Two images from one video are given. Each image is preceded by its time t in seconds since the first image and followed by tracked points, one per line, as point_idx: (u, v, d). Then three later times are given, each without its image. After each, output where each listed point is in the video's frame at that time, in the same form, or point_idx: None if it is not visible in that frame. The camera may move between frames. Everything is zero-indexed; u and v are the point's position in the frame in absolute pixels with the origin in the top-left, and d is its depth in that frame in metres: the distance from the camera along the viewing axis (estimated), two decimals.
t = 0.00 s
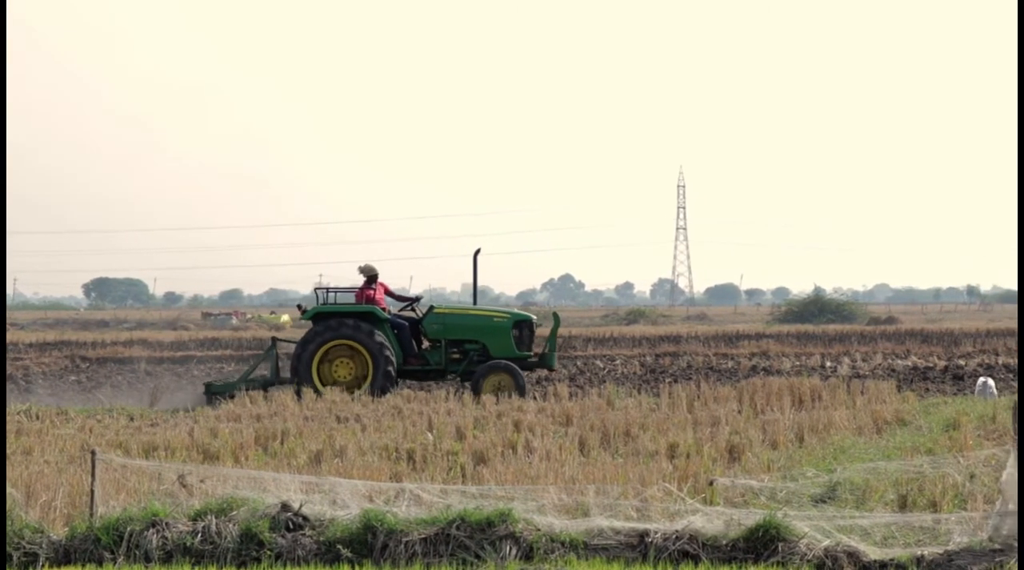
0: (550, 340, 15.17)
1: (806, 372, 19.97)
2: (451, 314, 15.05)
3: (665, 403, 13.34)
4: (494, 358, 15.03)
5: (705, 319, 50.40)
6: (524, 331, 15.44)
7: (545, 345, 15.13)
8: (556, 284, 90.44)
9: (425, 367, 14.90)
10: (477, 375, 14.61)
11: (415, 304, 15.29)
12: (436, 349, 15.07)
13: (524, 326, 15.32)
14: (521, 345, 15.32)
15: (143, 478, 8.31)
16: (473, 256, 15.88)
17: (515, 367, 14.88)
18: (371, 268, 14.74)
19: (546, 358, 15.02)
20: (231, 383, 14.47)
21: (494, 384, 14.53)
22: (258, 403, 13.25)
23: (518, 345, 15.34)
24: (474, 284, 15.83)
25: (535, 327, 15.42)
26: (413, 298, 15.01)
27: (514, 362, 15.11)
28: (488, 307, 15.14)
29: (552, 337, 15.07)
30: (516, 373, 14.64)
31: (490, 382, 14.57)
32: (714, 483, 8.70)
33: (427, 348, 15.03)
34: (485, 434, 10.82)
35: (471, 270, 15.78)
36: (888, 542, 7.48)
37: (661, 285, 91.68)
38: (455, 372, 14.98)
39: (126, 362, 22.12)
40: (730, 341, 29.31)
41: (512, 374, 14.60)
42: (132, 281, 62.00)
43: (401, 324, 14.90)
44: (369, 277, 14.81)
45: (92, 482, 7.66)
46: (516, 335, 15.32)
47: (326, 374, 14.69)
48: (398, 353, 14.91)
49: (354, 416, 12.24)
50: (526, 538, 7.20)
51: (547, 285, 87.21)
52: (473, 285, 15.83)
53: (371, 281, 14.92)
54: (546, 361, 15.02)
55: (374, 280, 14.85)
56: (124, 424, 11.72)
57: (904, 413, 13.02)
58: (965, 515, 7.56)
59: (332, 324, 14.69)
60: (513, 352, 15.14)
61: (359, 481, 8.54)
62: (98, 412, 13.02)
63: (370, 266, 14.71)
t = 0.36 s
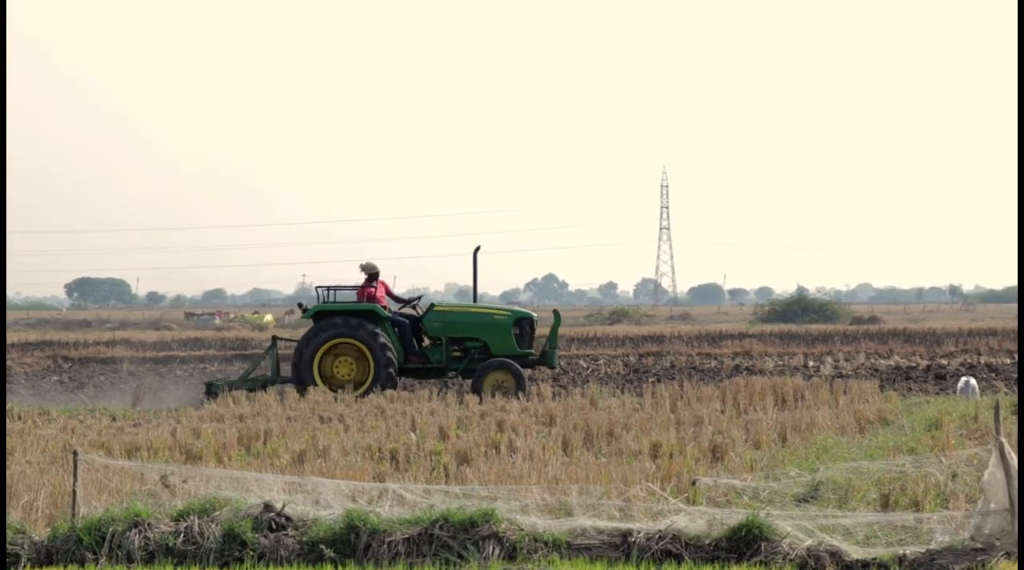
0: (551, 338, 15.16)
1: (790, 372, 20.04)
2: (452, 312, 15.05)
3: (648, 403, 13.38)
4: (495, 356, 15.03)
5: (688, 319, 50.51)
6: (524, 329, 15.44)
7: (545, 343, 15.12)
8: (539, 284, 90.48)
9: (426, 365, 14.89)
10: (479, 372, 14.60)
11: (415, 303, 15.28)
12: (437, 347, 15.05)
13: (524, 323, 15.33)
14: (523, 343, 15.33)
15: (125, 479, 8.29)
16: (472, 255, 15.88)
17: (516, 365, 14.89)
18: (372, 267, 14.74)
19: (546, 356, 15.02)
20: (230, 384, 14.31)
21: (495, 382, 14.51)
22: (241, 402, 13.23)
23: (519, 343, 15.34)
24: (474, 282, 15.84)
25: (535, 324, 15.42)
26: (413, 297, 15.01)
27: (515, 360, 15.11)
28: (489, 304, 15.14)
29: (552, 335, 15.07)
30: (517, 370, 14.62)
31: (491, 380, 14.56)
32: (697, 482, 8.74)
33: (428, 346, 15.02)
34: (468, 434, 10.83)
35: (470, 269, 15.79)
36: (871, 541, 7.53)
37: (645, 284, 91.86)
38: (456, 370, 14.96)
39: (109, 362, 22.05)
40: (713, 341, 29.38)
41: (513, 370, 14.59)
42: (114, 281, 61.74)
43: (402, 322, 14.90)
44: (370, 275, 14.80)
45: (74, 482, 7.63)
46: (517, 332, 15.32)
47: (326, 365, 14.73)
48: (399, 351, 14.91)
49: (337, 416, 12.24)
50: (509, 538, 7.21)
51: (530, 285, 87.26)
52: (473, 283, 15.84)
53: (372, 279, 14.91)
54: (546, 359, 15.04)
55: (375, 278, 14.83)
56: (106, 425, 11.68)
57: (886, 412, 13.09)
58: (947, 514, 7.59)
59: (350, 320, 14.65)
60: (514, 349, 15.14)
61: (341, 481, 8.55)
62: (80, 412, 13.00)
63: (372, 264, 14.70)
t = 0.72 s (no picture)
0: (552, 337, 15.14)
1: (776, 372, 20.09)
2: (452, 311, 15.04)
3: (633, 402, 13.40)
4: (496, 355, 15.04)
5: (672, 318, 50.65)
6: (524, 327, 15.43)
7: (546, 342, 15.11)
8: (525, 284, 90.53)
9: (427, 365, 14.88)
10: (479, 372, 14.62)
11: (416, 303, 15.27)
12: (437, 346, 15.05)
13: (525, 321, 15.31)
14: (523, 342, 15.34)
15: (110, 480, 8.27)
16: (472, 253, 15.86)
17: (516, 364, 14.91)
18: (372, 267, 14.72)
19: (547, 355, 15.08)
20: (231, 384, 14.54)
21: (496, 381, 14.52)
22: (226, 403, 13.23)
23: (520, 342, 15.33)
24: (474, 281, 15.82)
25: (536, 323, 15.40)
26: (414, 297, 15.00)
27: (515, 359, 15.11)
28: (489, 303, 15.12)
29: (554, 333, 15.05)
30: (518, 369, 14.64)
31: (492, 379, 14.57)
32: (682, 482, 8.76)
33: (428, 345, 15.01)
34: (453, 434, 10.84)
35: (471, 268, 15.78)
36: (856, 541, 7.57)
37: (630, 284, 92.03)
38: (457, 369, 14.95)
39: (93, 362, 21.98)
40: (698, 341, 29.48)
41: (514, 369, 14.62)
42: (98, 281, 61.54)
43: (402, 321, 14.90)
44: (370, 275, 14.78)
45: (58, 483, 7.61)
46: (517, 331, 15.31)
47: (328, 361, 14.73)
48: (400, 351, 14.91)
49: (322, 416, 12.25)
50: (494, 538, 7.21)
51: (516, 285, 87.30)
52: (473, 282, 15.82)
53: (372, 279, 14.88)
54: (546, 357, 15.07)
55: (376, 278, 14.82)
56: (89, 425, 11.63)
57: (871, 412, 13.15)
58: (931, 514, 7.64)
59: (365, 324, 14.61)
60: (514, 348, 15.13)
61: (326, 481, 8.56)
62: (63, 412, 13.01)
63: (372, 264, 14.68)
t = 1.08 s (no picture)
0: (553, 338, 15.12)
1: (761, 373, 20.19)
2: (452, 312, 15.04)
3: (616, 403, 13.43)
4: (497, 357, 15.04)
5: (654, 318, 50.82)
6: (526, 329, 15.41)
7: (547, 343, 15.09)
8: (509, 285, 90.59)
9: (429, 366, 14.90)
10: (480, 373, 14.62)
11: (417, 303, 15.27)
12: (438, 347, 15.06)
13: (525, 322, 15.30)
14: (524, 343, 15.32)
15: (92, 481, 8.24)
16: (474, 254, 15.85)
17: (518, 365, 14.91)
18: (373, 267, 14.70)
19: (549, 355, 15.04)
20: (233, 382, 14.80)
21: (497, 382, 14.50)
22: (209, 403, 13.24)
23: (522, 343, 15.32)
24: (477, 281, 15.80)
25: (537, 324, 15.39)
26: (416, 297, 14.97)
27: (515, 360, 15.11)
28: (489, 304, 15.12)
29: (554, 334, 15.02)
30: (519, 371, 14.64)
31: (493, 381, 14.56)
32: (666, 483, 8.79)
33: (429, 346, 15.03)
34: (436, 435, 10.84)
35: (473, 268, 15.77)
36: (839, 541, 7.61)
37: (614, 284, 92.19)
38: (458, 370, 14.97)
39: (76, 363, 21.92)
40: (682, 341, 29.58)
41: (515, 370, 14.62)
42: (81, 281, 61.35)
43: (403, 322, 14.93)
44: (370, 275, 14.74)
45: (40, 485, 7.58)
46: (518, 332, 15.30)
47: (331, 356, 14.69)
48: (401, 352, 14.94)
49: (305, 416, 12.27)
50: (478, 539, 7.22)
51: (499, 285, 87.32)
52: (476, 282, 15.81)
53: (372, 279, 14.85)
54: (550, 359, 15.06)
55: (376, 278, 14.79)
56: (72, 427, 11.57)
57: (854, 412, 13.22)
58: (914, 514, 7.69)
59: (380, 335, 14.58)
60: (515, 349, 15.12)
61: (309, 481, 8.57)
62: (45, 412, 13.13)
63: (373, 264, 14.64)
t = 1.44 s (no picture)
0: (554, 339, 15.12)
1: (749, 373, 20.28)
2: (454, 314, 15.08)
3: (603, 404, 13.46)
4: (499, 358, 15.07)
5: (639, 318, 50.99)
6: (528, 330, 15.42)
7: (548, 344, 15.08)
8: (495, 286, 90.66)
9: (430, 367, 14.92)
10: (483, 373, 14.64)
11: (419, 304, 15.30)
12: (439, 349, 15.09)
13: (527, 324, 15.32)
14: (525, 344, 15.33)
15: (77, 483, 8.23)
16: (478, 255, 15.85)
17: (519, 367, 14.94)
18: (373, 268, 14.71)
19: (551, 357, 15.06)
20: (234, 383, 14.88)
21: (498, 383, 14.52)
22: (195, 403, 13.26)
23: (523, 345, 15.33)
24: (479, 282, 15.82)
25: (538, 325, 15.40)
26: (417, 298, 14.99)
27: (516, 362, 15.13)
28: (490, 306, 15.14)
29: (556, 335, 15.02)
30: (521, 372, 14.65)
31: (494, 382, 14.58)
32: (651, 484, 8.83)
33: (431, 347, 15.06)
34: (423, 436, 10.85)
35: (476, 269, 15.79)
36: (824, 542, 7.64)
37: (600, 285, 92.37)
38: (459, 371, 15.01)
39: (62, 364, 21.88)
40: (669, 342, 29.67)
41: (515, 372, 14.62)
42: (66, 281, 61.14)
43: (404, 323, 14.92)
44: (370, 276, 14.75)
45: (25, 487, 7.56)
46: (521, 334, 15.32)
47: (336, 353, 14.64)
48: (404, 353, 14.93)
49: (291, 416, 12.31)
50: (464, 540, 7.24)
51: (485, 287, 87.42)
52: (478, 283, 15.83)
53: (372, 280, 14.86)
54: (552, 361, 15.05)
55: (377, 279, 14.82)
56: (58, 428, 11.53)
57: (840, 413, 13.29)
58: (900, 515, 7.74)
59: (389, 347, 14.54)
60: (517, 350, 15.13)
61: (294, 482, 8.60)
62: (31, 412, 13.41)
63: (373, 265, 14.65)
